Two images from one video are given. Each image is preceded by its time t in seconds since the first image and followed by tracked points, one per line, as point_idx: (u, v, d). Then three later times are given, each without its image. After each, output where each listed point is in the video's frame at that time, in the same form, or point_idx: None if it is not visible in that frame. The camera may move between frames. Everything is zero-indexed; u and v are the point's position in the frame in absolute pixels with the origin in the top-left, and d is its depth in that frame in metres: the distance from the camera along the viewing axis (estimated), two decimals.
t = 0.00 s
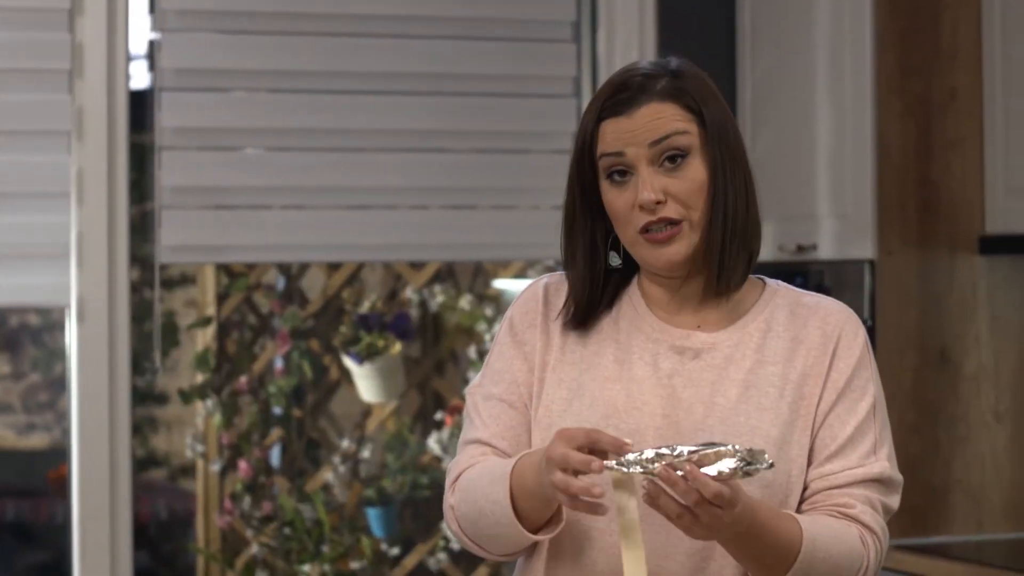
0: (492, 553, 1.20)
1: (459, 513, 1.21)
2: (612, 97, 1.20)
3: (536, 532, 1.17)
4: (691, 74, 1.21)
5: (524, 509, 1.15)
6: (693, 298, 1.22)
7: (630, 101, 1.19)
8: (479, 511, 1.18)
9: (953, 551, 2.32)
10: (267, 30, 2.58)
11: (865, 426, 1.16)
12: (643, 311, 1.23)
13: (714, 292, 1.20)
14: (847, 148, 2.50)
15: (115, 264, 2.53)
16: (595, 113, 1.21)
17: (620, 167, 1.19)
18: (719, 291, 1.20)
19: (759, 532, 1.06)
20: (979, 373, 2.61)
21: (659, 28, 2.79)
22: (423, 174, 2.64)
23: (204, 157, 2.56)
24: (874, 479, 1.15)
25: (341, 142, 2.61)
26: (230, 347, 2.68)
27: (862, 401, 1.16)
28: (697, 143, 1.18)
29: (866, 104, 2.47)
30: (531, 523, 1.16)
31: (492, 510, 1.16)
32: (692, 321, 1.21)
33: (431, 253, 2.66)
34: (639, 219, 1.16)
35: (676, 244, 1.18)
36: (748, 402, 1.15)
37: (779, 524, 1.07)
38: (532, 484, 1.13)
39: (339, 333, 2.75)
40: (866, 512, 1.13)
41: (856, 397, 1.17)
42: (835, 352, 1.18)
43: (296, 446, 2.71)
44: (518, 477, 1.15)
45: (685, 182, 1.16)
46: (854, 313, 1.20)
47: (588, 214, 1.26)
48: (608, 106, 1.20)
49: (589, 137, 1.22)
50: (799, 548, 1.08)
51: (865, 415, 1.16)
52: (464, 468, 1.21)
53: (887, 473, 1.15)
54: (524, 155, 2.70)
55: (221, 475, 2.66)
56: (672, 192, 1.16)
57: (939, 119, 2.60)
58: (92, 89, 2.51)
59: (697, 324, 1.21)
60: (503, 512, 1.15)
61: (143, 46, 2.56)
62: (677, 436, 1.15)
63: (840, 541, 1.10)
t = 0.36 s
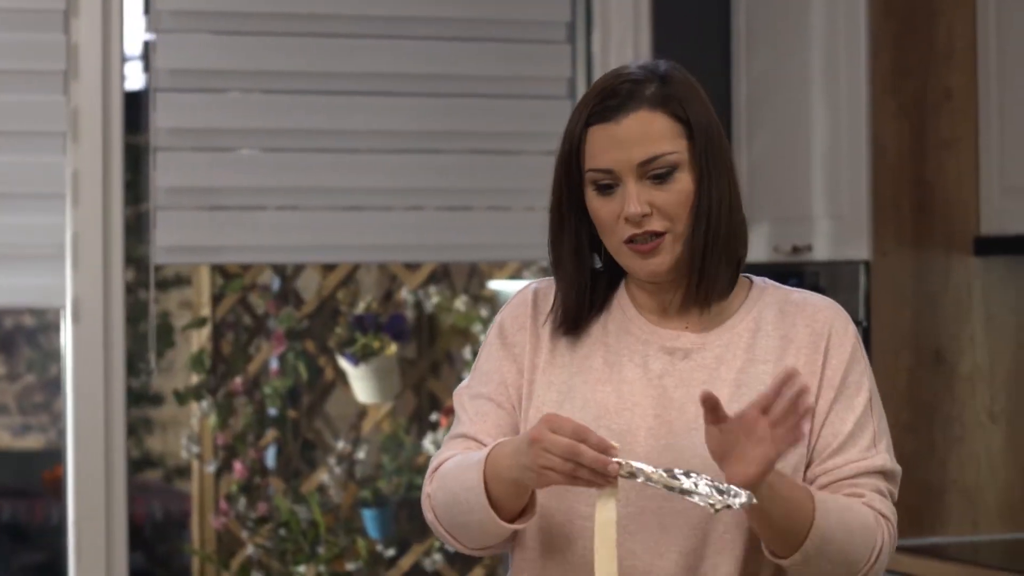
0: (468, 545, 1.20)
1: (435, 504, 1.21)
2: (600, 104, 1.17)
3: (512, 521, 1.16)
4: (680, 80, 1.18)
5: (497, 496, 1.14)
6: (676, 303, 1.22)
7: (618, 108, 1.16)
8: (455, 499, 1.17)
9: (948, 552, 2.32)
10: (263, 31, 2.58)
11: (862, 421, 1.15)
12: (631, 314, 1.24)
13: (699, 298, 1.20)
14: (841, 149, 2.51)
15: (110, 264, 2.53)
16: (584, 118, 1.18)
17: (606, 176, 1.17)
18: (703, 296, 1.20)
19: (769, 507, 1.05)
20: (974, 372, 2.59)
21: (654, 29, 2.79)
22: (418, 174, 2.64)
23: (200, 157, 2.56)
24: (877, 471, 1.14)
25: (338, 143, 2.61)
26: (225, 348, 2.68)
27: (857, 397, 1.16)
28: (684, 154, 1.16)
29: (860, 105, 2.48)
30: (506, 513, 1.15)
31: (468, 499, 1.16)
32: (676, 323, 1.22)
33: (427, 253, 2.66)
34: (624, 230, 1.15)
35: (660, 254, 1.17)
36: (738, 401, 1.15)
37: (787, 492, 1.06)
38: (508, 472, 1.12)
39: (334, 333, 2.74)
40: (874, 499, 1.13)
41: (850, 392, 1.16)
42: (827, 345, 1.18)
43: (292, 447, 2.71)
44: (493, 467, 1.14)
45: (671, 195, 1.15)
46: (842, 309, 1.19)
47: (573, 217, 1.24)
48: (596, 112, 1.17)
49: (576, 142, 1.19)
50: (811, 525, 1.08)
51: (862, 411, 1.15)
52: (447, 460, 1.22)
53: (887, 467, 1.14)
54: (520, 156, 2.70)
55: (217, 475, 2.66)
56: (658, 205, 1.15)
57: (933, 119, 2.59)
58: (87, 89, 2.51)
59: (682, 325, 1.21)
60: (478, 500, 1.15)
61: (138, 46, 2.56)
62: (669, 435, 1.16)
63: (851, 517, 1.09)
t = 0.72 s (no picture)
0: (452, 545, 1.09)
1: (421, 502, 1.10)
2: (614, 98, 1.09)
3: (501, 517, 1.06)
4: (699, 84, 1.10)
5: (484, 490, 1.04)
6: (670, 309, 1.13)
7: (632, 104, 1.08)
8: (440, 495, 1.07)
9: (949, 554, 2.31)
10: (263, 33, 2.58)
11: (847, 388, 1.07)
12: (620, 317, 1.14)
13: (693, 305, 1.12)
14: (841, 150, 2.49)
15: (111, 264, 2.53)
16: (593, 110, 1.09)
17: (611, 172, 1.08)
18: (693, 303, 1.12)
19: (750, 488, 0.96)
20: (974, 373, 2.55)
21: (654, 30, 2.79)
22: (416, 176, 2.64)
23: (200, 159, 2.56)
24: (866, 434, 1.05)
25: (337, 145, 2.61)
26: (226, 350, 2.67)
27: (840, 368, 1.08)
28: (696, 160, 1.08)
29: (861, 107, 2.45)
30: (495, 509, 1.06)
31: (453, 493, 1.05)
32: (664, 325, 1.13)
33: (426, 254, 2.65)
34: (621, 229, 1.07)
35: (655, 258, 1.08)
36: (722, 398, 1.08)
37: (770, 462, 0.97)
38: (496, 463, 1.02)
39: (335, 334, 2.74)
40: (864, 455, 1.03)
41: (831, 366, 1.08)
42: (807, 329, 1.10)
43: (292, 448, 2.71)
44: (480, 459, 1.04)
45: (677, 201, 1.07)
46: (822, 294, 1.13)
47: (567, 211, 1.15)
48: (608, 106, 1.08)
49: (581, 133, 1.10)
50: (802, 489, 0.98)
51: (846, 377, 1.07)
52: (431, 457, 1.11)
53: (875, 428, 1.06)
54: (519, 157, 2.70)
55: (217, 476, 2.66)
56: (661, 208, 1.07)
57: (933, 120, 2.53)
58: (87, 90, 2.51)
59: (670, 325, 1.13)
60: (464, 495, 1.05)
61: (138, 48, 2.56)
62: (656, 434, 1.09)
63: (841, 478, 1.00)
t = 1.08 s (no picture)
0: (446, 536, 1.10)
1: (414, 493, 1.11)
2: (607, 95, 1.10)
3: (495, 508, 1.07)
4: (692, 80, 1.11)
5: (479, 481, 1.05)
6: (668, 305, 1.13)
7: (625, 100, 1.09)
8: (434, 485, 1.08)
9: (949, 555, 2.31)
10: (262, 33, 2.58)
11: (842, 392, 1.08)
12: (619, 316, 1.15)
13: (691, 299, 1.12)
14: (841, 149, 2.48)
15: (111, 265, 2.53)
16: (588, 109, 1.11)
17: (608, 167, 1.09)
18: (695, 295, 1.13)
19: (733, 487, 0.97)
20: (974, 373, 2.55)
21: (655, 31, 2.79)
22: (416, 176, 2.64)
23: (200, 160, 2.56)
24: (857, 440, 1.06)
25: (337, 145, 2.61)
26: (226, 351, 2.68)
27: (837, 373, 1.08)
28: (691, 153, 1.09)
29: (861, 107, 2.44)
30: (488, 499, 1.07)
31: (448, 483, 1.06)
32: (661, 323, 1.13)
33: (426, 254, 2.65)
34: (620, 222, 1.08)
35: (656, 249, 1.09)
36: (720, 398, 1.08)
37: (755, 464, 0.98)
38: (489, 454, 1.03)
39: (335, 335, 2.74)
40: (853, 461, 1.04)
41: (828, 371, 1.08)
42: (806, 332, 1.10)
43: (292, 449, 2.72)
44: (474, 449, 1.05)
45: (674, 192, 1.08)
46: (821, 298, 1.13)
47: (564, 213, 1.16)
48: (602, 103, 1.10)
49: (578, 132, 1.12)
50: (786, 492, 0.99)
51: (842, 381, 1.08)
52: (427, 449, 1.12)
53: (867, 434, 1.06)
54: (519, 158, 2.70)
55: (218, 477, 2.66)
56: (659, 199, 1.08)
57: (932, 120, 2.53)
58: (87, 91, 2.51)
59: (667, 325, 1.13)
60: (458, 486, 1.05)
61: (138, 48, 2.56)
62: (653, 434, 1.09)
63: (828, 482, 1.01)
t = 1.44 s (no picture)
0: (450, 563, 1.12)
1: (417, 525, 1.12)
2: (609, 83, 1.15)
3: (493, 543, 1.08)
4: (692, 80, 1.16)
5: (478, 518, 1.06)
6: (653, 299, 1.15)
7: (629, 89, 1.13)
8: (435, 517, 1.09)
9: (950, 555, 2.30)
10: (262, 33, 2.58)
11: (832, 371, 1.09)
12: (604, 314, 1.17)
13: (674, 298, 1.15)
14: (841, 148, 2.48)
15: (110, 266, 2.53)
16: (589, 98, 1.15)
17: (604, 150, 1.12)
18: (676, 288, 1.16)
19: (733, 493, 0.98)
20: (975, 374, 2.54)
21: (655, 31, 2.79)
22: (416, 177, 2.64)
23: (200, 160, 2.56)
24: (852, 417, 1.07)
25: (337, 145, 2.61)
26: (225, 351, 2.69)
27: (824, 354, 1.09)
28: (687, 145, 1.12)
29: (860, 107, 2.44)
30: (487, 535, 1.08)
31: (448, 520, 1.07)
32: (645, 319, 1.15)
33: (426, 254, 2.65)
34: (613, 203, 1.11)
35: (644, 234, 1.12)
36: (705, 390, 1.10)
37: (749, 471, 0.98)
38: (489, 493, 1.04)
39: (335, 335, 2.75)
40: (851, 438, 1.05)
41: (815, 352, 1.10)
42: (789, 319, 1.12)
43: (292, 449, 2.72)
44: (474, 486, 1.06)
45: (669, 179, 1.11)
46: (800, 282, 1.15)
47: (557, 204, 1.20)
48: (605, 90, 1.14)
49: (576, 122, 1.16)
50: (788, 486, 0.99)
51: (830, 363, 1.09)
52: (429, 475, 1.14)
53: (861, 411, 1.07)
54: (519, 158, 2.70)
55: (217, 477, 2.67)
56: (653, 184, 1.11)
57: (932, 120, 2.52)
58: (87, 91, 2.52)
59: (651, 320, 1.15)
60: (457, 523, 1.07)
61: (138, 49, 2.56)
62: (640, 429, 1.10)
63: (828, 466, 1.01)
